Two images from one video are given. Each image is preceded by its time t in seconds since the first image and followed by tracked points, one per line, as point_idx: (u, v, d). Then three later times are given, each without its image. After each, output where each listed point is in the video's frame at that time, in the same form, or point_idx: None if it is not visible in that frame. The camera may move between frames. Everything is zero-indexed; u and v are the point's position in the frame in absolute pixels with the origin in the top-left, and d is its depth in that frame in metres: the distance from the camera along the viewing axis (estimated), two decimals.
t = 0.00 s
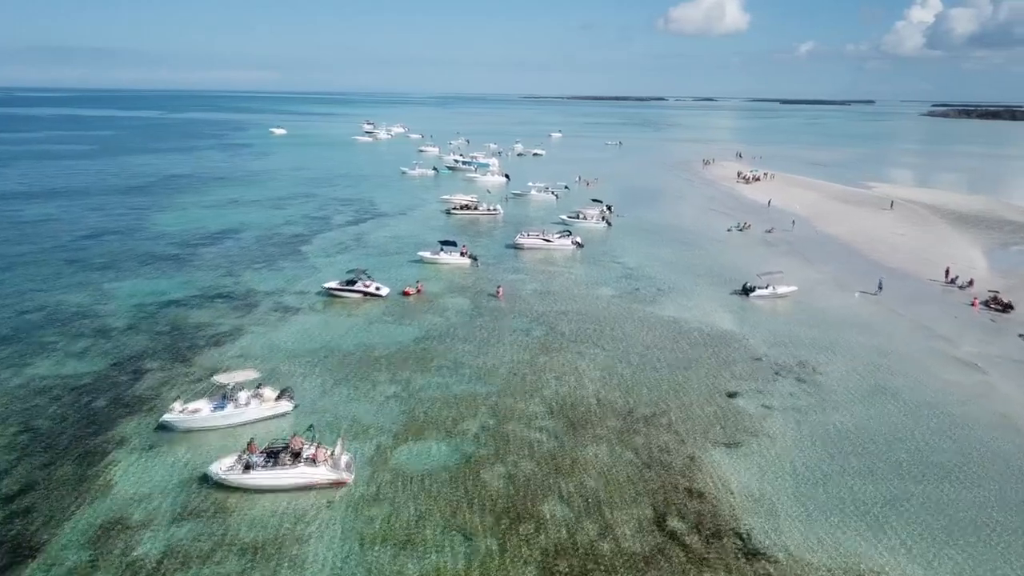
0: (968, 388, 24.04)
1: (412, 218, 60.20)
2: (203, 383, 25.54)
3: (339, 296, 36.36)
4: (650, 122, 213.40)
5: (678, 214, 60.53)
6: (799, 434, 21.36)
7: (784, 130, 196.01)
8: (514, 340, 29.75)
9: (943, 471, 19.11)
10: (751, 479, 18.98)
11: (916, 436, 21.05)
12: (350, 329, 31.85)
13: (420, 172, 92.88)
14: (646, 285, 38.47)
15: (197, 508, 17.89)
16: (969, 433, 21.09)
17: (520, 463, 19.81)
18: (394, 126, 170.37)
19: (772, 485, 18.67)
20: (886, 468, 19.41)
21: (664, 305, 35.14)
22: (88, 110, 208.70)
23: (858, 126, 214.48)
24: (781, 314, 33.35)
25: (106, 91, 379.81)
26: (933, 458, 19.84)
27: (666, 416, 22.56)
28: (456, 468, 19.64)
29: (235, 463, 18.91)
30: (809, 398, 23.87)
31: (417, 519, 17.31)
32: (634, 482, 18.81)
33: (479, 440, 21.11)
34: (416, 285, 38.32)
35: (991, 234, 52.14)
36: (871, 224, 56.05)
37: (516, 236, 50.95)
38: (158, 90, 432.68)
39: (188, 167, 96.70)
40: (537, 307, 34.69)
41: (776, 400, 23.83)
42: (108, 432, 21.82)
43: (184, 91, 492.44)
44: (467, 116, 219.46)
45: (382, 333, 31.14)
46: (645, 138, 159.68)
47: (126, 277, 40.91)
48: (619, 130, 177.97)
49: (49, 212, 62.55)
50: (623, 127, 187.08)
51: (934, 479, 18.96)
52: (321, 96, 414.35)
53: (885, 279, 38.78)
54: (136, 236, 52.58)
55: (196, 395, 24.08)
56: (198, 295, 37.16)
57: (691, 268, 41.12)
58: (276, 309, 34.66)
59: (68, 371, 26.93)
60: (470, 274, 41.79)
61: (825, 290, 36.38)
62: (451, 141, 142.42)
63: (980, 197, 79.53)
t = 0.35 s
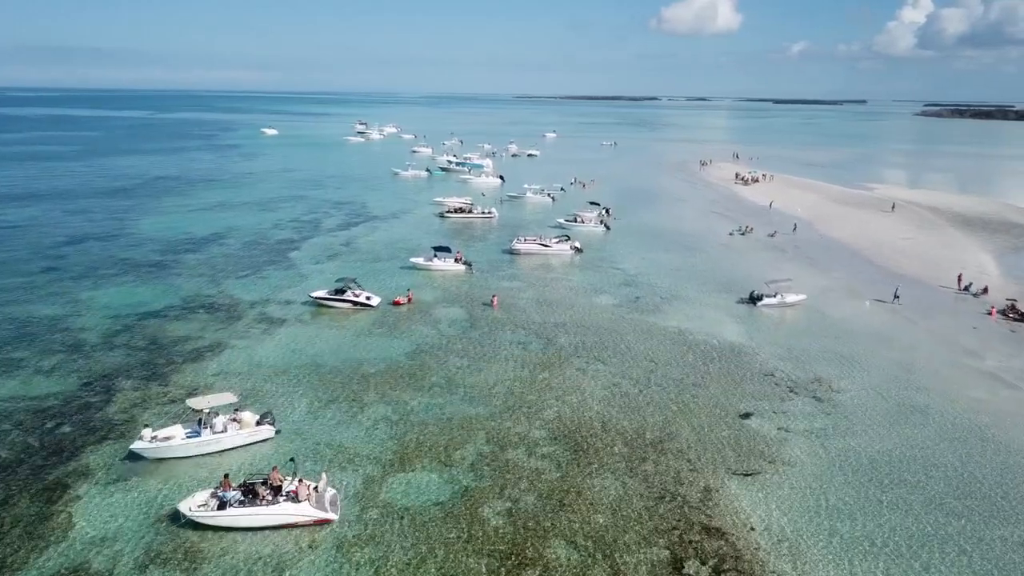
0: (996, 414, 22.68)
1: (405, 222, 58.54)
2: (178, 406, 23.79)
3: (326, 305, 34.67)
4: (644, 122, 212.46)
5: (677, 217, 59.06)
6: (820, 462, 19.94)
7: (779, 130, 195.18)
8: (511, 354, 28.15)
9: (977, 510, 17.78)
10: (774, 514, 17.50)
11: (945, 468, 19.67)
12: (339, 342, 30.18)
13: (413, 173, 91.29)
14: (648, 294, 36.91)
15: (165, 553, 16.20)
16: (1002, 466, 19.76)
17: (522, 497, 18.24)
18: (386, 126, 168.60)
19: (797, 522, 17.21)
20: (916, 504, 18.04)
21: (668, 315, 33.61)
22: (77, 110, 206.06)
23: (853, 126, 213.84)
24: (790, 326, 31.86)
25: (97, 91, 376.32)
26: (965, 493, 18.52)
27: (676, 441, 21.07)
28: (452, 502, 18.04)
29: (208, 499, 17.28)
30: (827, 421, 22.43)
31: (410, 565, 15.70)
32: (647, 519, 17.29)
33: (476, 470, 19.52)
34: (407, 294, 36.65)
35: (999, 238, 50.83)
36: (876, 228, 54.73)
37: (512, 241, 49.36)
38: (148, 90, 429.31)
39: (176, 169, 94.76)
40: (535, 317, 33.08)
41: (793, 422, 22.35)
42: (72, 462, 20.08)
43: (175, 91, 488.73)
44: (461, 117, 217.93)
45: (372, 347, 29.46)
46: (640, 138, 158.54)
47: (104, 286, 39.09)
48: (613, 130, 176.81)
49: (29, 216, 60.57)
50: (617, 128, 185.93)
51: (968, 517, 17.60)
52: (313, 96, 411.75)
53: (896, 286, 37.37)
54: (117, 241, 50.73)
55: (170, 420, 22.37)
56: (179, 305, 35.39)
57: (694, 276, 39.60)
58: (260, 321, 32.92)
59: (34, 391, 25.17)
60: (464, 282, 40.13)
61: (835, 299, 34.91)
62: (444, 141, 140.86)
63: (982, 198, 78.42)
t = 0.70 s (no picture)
0: None
1: (397, 225, 56.89)
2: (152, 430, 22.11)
3: (315, 316, 33.02)
4: (638, 122, 211.49)
5: (677, 220, 57.59)
6: (845, 494, 18.50)
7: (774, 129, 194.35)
8: (509, 369, 26.58)
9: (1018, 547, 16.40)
10: (799, 557, 16.06)
11: (978, 498, 18.26)
12: (327, 357, 28.51)
13: (405, 174, 89.72)
14: (651, 303, 35.40)
15: None
16: None
17: (525, 536, 16.71)
18: (379, 126, 166.77)
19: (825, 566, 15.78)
20: (953, 541, 16.64)
21: (673, 325, 32.11)
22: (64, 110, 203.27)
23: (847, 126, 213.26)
24: (802, 338, 30.40)
25: (87, 91, 372.43)
26: (1004, 528, 17.12)
27: (689, 469, 19.57)
28: (448, 542, 16.50)
29: (177, 544, 15.74)
30: (849, 444, 20.99)
31: None
32: (662, 562, 15.83)
33: (474, 504, 17.98)
34: (399, 303, 35.00)
35: (1006, 242, 49.67)
36: (880, 231, 53.49)
37: (508, 246, 47.80)
38: (138, 89, 425.86)
39: (162, 170, 92.73)
40: (534, 328, 31.51)
41: (812, 446, 20.90)
42: (32, 498, 18.36)
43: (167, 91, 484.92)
44: (454, 116, 216.24)
45: (362, 362, 27.83)
46: (635, 138, 157.43)
47: (81, 295, 37.25)
48: (607, 130, 175.51)
49: (8, 220, 58.49)
50: (611, 127, 184.81)
51: (1009, 556, 16.18)
52: (307, 95, 409.58)
53: (909, 293, 35.99)
54: (98, 247, 48.83)
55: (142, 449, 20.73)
56: (159, 317, 33.63)
57: (698, 284, 38.15)
58: (244, 333, 31.23)
59: None
60: (459, 289, 38.53)
61: (847, 309, 33.52)
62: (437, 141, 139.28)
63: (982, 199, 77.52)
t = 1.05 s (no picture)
0: None
1: (389, 230, 55.18)
2: (119, 462, 20.31)
3: (300, 329, 31.28)
4: (632, 122, 210.44)
5: (677, 223, 56.04)
6: (875, 537, 17.07)
7: (768, 129, 193.37)
8: (506, 389, 24.94)
9: None
10: None
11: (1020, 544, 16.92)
12: (313, 376, 26.75)
13: (398, 175, 88.00)
14: (655, 313, 33.78)
15: None
16: None
17: None
18: (372, 126, 164.76)
19: None
20: None
21: (679, 338, 30.53)
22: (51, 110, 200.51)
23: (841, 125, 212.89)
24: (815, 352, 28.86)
25: (76, 91, 368.03)
26: None
27: (706, 505, 18.07)
28: None
29: None
30: (876, 476, 19.52)
31: None
32: None
33: (474, 550, 16.40)
34: (390, 314, 33.26)
35: (1015, 246, 48.37)
36: (886, 235, 52.13)
37: (504, 252, 46.16)
38: (128, 89, 422.28)
39: (148, 171, 90.63)
40: (532, 341, 29.85)
41: (836, 478, 19.42)
42: None
43: (157, 91, 480.29)
44: (447, 116, 214.37)
45: (350, 381, 26.11)
46: (629, 138, 156.21)
47: (54, 306, 35.32)
48: (602, 130, 174.12)
49: None
50: (605, 127, 183.56)
51: None
52: (299, 95, 405.87)
53: (923, 302, 34.52)
54: (76, 254, 46.86)
55: (106, 485, 18.97)
56: (135, 330, 31.78)
57: (703, 293, 36.58)
58: (226, 349, 29.41)
59: None
60: (454, 298, 36.80)
61: (861, 319, 32.03)
62: (430, 141, 137.49)
63: (983, 200, 76.40)
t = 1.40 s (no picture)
0: None
1: (381, 234, 53.59)
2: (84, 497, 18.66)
3: (286, 343, 29.66)
4: (626, 121, 209.52)
5: (677, 227, 54.55)
6: None
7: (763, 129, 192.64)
8: (505, 408, 23.41)
9: None
10: None
11: None
12: (299, 394, 25.15)
13: (390, 177, 86.41)
14: (658, 325, 32.27)
15: None
16: None
17: None
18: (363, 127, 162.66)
19: None
20: None
21: (685, 351, 29.04)
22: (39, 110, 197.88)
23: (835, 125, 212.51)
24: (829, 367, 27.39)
25: (64, 91, 363.93)
26: None
27: (726, 544, 16.61)
28: None
29: None
30: (906, 509, 18.10)
31: None
32: None
33: None
34: (379, 327, 31.56)
35: None
36: (891, 239, 50.89)
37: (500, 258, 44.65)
38: (118, 89, 418.67)
39: (135, 173, 88.65)
40: (531, 355, 28.28)
41: (864, 511, 17.99)
42: None
43: (148, 91, 476.45)
44: (441, 116, 212.53)
45: (339, 401, 24.52)
46: (623, 138, 155.10)
47: (26, 317, 33.54)
48: (596, 131, 172.78)
49: None
50: (599, 128, 182.46)
51: None
52: (291, 95, 403.43)
53: (937, 311, 33.16)
54: (55, 260, 45.02)
55: (69, 525, 17.40)
56: (111, 344, 30.06)
57: (708, 303, 35.11)
58: (206, 365, 27.66)
59: None
60: (447, 308, 35.14)
61: (875, 330, 30.64)
62: (423, 142, 135.94)
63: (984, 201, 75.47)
